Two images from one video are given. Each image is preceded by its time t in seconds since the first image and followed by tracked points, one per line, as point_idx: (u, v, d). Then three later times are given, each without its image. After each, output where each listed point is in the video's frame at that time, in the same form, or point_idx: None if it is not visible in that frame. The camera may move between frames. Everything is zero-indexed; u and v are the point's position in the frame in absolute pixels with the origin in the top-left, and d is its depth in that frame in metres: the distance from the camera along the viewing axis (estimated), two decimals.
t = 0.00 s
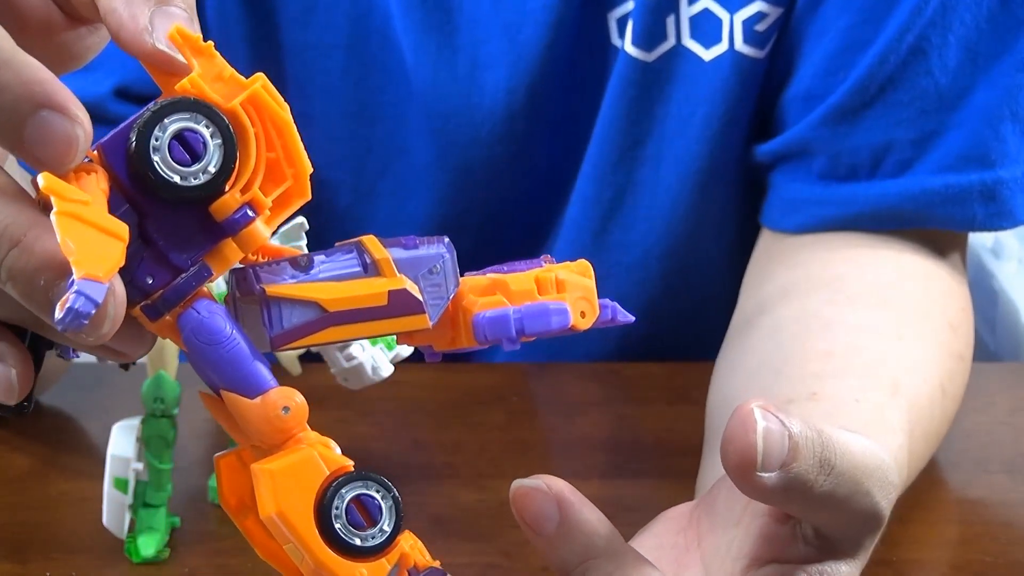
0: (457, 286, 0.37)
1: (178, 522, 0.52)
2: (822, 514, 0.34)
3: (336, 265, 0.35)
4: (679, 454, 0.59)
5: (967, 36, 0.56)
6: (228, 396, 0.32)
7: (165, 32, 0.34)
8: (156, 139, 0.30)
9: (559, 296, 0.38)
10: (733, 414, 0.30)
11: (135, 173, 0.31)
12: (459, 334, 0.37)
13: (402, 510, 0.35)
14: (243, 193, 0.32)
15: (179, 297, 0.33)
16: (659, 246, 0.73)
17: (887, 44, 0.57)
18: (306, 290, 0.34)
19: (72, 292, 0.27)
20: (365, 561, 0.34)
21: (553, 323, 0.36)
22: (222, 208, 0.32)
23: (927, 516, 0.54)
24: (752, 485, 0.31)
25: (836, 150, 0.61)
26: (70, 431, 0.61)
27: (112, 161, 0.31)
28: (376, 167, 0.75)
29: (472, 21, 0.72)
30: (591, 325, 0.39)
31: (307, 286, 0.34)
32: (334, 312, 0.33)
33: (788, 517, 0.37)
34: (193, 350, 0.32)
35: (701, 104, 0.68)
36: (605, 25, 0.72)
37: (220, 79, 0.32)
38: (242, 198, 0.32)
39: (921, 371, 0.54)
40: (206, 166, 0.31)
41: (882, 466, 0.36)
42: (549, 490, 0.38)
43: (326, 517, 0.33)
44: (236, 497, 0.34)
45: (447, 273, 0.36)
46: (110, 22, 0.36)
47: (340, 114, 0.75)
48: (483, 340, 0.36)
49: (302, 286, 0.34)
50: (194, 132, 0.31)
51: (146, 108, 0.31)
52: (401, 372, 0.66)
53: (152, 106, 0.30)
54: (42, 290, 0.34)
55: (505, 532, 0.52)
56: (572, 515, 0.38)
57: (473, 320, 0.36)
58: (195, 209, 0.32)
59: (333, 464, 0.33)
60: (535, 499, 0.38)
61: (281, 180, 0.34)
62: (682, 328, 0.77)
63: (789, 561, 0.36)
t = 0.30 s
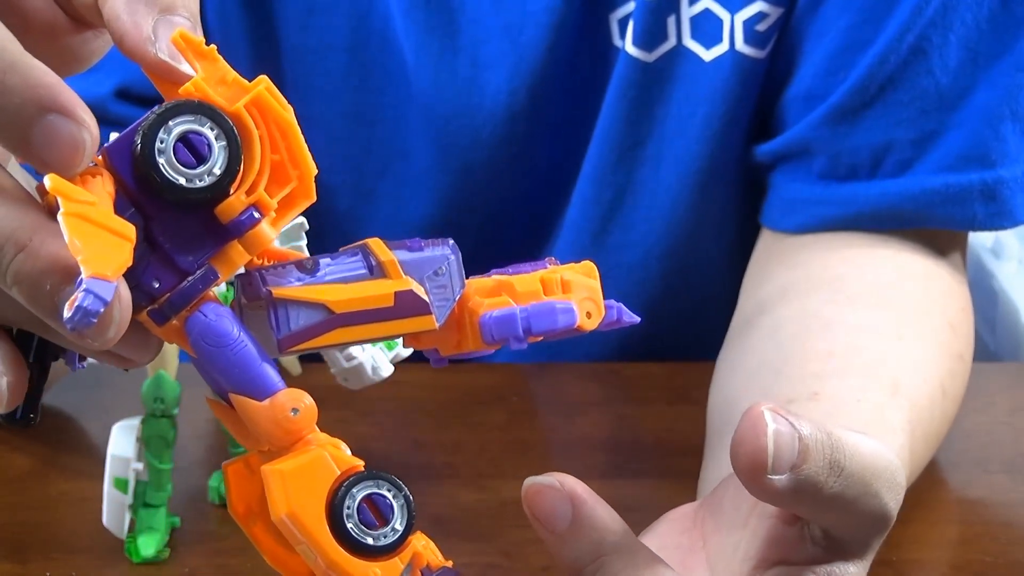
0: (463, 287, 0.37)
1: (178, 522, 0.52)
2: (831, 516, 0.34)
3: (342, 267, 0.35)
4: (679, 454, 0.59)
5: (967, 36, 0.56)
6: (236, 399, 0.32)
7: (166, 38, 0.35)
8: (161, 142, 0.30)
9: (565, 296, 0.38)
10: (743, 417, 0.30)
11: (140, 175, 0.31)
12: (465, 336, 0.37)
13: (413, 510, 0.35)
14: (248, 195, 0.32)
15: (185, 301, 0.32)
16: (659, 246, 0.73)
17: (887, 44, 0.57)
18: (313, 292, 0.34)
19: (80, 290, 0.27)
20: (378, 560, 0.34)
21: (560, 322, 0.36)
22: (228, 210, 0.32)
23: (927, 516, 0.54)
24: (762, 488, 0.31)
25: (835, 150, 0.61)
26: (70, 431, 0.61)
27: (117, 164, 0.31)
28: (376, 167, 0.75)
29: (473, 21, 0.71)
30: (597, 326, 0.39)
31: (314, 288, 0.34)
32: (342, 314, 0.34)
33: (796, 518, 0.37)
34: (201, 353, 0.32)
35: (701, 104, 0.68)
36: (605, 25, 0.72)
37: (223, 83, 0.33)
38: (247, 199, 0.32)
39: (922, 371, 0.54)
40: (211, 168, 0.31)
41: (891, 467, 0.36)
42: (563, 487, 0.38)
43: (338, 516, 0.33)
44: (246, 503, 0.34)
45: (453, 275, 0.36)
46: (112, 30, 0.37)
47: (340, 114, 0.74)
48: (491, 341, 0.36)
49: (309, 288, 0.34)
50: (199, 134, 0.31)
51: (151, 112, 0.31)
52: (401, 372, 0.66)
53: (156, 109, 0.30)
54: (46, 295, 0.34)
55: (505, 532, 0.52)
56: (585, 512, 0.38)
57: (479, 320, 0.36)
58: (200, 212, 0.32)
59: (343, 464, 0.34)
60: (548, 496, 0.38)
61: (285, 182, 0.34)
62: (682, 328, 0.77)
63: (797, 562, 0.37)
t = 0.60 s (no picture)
0: (446, 267, 0.36)
1: (178, 522, 0.52)
2: (833, 514, 0.34)
3: (328, 253, 0.34)
4: (680, 454, 0.59)
5: (968, 35, 0.56)
6: (237, 383, 0.32)
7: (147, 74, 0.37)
8: (155, 126, 0.30)
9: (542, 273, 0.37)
10: (745, 413, 0.30)
11: (133, 162, 0.30)
12: (449, 318, 0.36)
13: (421, 484, 0.34)
14: (241, 177, 0.32)
15: (181, 289, 0.32)
16: (659, 246, 0.73)
17: (888, 43, 0.57)
18: (303, 273, 0.33)
19: (99, 255, 0.28)
20: (390, 532, 0.33)
21: (547, 293, 0.36)
22: (224, 190, 0.31)
23: (928, 516, 0.54)
24: (764, 485, 0.31)
25: (836, 149, 0.61)
26: (70, 431, 0.61)
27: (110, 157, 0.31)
28: (376, 167, 0.75)
29: (474, 20, 0.71)
30: (572, 306, 0.38)
31: (304, 270, 0.33)
32: (335, 294, 0.33)
33: (798, 515, 0.37)
34: (200, 339, 0.31)
35: (702, 104, 0.68)
36: (606, 25, 0.72)
37: (207, 74, 0.33)
38: (241, 181, 0.32)
39: (924, 371, 0.54)
40: (204, 151, 0.30)
41: (894, 466, 0.36)
42: (566, 484, 0.36)
43: (348, 490, 0.32)
44: (246, 500, 0.34)
45: (435, 255, 0.36)
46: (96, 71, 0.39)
47: (340, 115, 0.74)
48: (478, 317, 0.35)
49: (299, 270, 0.33)
50: (190, 119, 0.30)
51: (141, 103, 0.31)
52: (401, 372, 0.66)
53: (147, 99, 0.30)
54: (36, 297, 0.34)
55: (505, 533, 0.52)
56: (588, 508, 0.36)
57: (465, 297, 0.36)
58: (194, 200, 0.32)
59: (350, 440, 0.33)
60: (550, 492, 0.36)
61: (275, 166, 0.34)
62: (682, 329, 0.77)
63: (800, 560, 0.37)
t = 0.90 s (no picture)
0: (446, 269, 0.36)
1: (178, 522, 0.52)
2: (837, 514, 0.34)
3: (327, 254, 0.34)
4: (679, 454, 0.59)
5: (968, 35, 0.56)
6: (236, 384, 0.32)
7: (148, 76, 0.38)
8: (150, 129, 0.30)
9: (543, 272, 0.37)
10: (751, 414, 0.30)
11: (130, 165, 0.30)
12: (450, 320, 0.36)
13: (422, 482, 0.34)
14: (238, 179, 0.32)
15: (179, 292, 0.32)
16: (659, 246, 0.73)
17: (887, 43, 0.57)
18: (302, 274, 0.32)
19: (95, 258, 0.27)
20: (391, 530, 0.32)
21: (546, 292, 0.36)
22: (219, 194, 0.31)
23: (928, 516, 0.54)
24: (770, 486, 0.31)
25: (836, 149, 0.61)
26: (70, 431, 0.61)
27: (107, 158, 0.31)
28: (376, 167, 0.75)
29: (473, 20, 0.71)
30: (574, 304, 0.38)
31: (303, 272, 0.33)
32: (334, 295, 0.32)
33: (802, 516, 0.37)
34: (199, 340, 0.31)
35: (702, 104, 0.68)
36: (605, 25, 0.72)
37: (202, 76, 0.33)
38: (237, 183, 0.32)
39: (924, 371, 0.54)
40: (199, 154, 0.30)
41: (897, 466, 0.36)
42: (572, 481, 0.37)
43: (349, 489, 0.32)
44: (247, 501, 0.34)
45: (434, 256, 0.36)
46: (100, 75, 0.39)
47: (340, 114, 0.75)
48: (479, 317, 0.35)
49: (298, 272, 0.33)
50: (186, 122, 0.30)
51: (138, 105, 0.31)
52: (402, 372, 0.66)
53: (143, 101, 0.30)
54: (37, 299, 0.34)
55: (504, 533, 0.52)
56: (594, 505, 0.36)
57: (465, 297, 0.36)
58: (190, 199, 0.32)
59: (350, 439, 0.33)
60: (556, 489, 0.36)
61: (272, 167, 0.34)
62: (682, 328, 0.77)
63: (804, 560, 0.37)
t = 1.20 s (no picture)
0: (451, 260, 0.36)
1: (178, 522, 0.53)
2: (840, 513, 0.34)
3: (333, 244, 0.34)
4: (680, 454, 0.59)
5: (968, 35, 0.56)
6: (241, 373, 0.31)
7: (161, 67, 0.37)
8: (156, 117, 0.30)
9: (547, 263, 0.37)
10: (756, 412, 0.30)
11: (136, 154, 0.30)
12: (455, 311, 0.36)
13: (430, 469, 0.33)
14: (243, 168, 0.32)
15: (185, 281, 0.31)
16: (659, 246, 0.73)
17: (887, 43, 0.57)
18: (308, 264, 0.32)
19: (102, 241, 0.27)
20: (399, 515, 0.32)
21: (551, 283, 0.36)
22: (225, 182, 0.31)
23: (928, 516, 0.54)
24: (775, 482, 0.31)
25: (836, 149, 0.61)
26: (70, 431, 0.61)
27: (113, 148, 0.31)
28: (376, 167, 0.75)
29: (473, 20, 0.71)
30: (578, 296, 0.38)
31: (308, 261, 0.33)
32: (339, 284, 0.32)
33: (805, 515, 0.37)
34: (204, 329, 0.31)
35: (702, 104, 0.68)
36: (605, 25, 0.72)
37: (208, 67, 0.34)
38: (243, 171, 0.32)
39: (924, 371, 0.54)
40: (206, 142, 0.31)
41: (901, 465, 0.36)
42: (578, 469, 0.33)
43: (356, 474, 0.31)
44: (253, 493, 0.34)
45: (439, 247, 0.36)
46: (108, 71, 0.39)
47: (340, 114, 0.74)
48: (484, 307, 0.35)
49: (304, 261, 0.32)
50: (192, 111, 0.31)
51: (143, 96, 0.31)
52: (401, 372, 0.66)
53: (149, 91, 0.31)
54: (47, 294, 0.35)
55: (504, 533, 0.52)
56: (600, 494, 0.34)
57: (469, 288, 0.35)
58: (196, 189, 0.32)
59: (356, 424, 0.32)
60: (562, 478, 0.33)
61: (277, 157, 0.34)
62: (683, 328, 0.77)
63: (807, 559, 0.37)
